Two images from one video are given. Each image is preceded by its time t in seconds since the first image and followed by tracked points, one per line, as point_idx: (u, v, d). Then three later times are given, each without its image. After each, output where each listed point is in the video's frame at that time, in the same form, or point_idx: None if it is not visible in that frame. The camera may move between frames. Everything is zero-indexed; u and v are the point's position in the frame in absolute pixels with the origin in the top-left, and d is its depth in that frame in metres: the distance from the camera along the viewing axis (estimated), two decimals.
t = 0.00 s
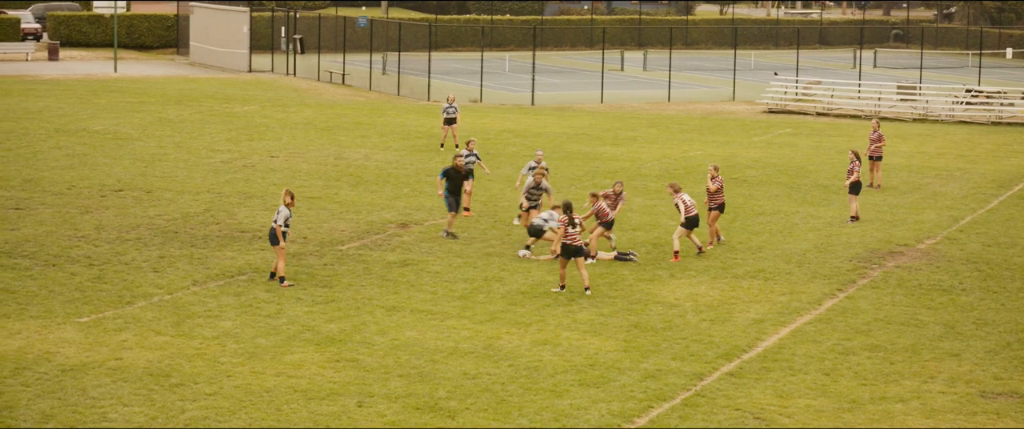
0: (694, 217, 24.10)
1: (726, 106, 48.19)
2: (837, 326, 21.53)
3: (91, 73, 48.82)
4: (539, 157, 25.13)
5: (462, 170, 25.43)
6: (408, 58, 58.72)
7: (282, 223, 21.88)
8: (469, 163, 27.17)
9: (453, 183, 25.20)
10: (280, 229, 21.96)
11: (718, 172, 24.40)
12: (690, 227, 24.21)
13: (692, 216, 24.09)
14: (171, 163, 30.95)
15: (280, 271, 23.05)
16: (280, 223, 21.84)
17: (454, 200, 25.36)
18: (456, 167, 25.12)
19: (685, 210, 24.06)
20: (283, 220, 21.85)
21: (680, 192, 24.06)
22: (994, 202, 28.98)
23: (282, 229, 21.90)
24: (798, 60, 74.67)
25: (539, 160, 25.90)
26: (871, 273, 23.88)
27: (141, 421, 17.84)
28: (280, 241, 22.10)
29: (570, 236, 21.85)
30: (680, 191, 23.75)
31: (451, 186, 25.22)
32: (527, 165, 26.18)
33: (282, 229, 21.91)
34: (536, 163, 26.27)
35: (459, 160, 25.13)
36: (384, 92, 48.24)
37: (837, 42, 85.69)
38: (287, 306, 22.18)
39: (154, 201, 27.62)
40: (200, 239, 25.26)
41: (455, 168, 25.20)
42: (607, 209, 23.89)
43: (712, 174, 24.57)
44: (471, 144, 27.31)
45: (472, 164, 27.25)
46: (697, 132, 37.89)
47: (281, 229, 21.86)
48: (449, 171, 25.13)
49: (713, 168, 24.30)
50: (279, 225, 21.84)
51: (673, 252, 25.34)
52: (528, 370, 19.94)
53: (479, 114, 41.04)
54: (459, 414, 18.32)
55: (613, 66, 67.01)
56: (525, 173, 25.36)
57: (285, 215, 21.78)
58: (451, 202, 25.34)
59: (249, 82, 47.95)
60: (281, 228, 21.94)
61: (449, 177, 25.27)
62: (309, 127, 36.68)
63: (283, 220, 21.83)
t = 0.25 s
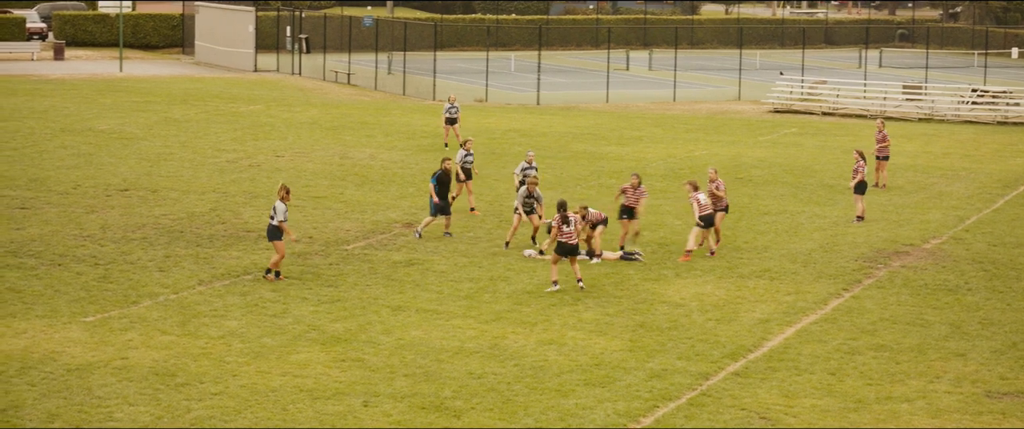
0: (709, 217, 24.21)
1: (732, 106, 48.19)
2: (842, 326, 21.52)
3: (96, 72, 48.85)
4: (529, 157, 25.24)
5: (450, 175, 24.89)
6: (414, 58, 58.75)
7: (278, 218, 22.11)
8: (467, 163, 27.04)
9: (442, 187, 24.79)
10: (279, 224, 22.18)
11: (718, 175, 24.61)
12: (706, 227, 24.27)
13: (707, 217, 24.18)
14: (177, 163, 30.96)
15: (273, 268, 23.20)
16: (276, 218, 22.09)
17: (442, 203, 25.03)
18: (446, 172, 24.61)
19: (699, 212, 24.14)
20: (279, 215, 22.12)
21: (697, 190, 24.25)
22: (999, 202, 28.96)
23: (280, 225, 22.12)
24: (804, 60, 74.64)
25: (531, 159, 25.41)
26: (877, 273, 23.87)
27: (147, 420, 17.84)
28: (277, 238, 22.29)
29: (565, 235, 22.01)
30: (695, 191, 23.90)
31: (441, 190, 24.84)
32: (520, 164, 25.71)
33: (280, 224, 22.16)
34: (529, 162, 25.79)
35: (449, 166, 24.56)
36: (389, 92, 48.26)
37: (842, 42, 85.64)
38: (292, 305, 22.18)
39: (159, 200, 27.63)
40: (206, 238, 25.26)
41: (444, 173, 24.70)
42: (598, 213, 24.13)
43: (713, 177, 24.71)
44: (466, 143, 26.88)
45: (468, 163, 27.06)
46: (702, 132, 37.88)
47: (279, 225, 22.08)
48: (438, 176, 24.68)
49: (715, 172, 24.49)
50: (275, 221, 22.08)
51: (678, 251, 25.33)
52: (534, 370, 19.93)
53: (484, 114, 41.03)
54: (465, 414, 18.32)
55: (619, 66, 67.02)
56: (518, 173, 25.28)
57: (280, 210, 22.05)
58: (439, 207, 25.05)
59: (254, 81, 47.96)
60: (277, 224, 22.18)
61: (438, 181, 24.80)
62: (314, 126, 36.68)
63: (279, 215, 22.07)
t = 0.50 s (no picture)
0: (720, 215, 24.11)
1: (737, 105, 48.19)
2: (847, 325, 21.51)
3: (102, 71, 48.91)
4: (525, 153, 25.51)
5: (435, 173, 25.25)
6: (420, 56, 58.77)
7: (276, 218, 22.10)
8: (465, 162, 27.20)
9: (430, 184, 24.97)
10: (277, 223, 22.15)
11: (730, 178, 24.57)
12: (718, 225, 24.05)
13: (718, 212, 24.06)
14: (183, 162, 30.97)
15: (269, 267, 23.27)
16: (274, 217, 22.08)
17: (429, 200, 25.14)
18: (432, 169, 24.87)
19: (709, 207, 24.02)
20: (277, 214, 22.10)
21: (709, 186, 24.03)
22: (1005, 202, 28.94)
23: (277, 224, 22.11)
24: (809, 59, 74.58)
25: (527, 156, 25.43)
26: (882, 273, 23.87)
27: (152, 419, 17.84)
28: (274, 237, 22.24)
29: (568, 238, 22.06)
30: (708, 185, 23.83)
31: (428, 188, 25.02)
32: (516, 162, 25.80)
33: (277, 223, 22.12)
34: (525, 159, 25.87)
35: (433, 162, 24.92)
36: (395, 91, 48.28)
37: (848, 41, 85.58)
38: (297, 304, 22.19)
39: (165, 199, 27.65)
40: (211, 237, 25.27)
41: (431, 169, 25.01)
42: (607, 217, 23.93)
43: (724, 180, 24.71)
44: (466, 141, 27.15)
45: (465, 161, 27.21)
46: (708, 131, 37.87)
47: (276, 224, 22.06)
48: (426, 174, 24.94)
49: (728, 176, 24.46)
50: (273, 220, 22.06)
51: (684, 251, 25.34)
52: (539, 369, 19.94)
53: (489, 113, 41.04)
54: (471, 413, 18.32)
55: (624, 65, 67.03)
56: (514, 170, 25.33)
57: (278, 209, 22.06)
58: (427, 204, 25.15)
59: (259, 80, 47.98)
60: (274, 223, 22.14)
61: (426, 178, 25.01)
62: (320, 125, 36.69)
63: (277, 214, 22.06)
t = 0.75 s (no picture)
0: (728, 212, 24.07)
1: (742, 104, 48.21)
2: (853, 324, 21.51)
3: (108, 71, 48.96)
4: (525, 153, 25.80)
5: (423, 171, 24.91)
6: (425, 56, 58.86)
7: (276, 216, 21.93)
8: (468, 159, 27.29)
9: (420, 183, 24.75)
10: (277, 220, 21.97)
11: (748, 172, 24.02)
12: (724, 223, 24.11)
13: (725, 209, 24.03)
14: (188, 161, 30.97)
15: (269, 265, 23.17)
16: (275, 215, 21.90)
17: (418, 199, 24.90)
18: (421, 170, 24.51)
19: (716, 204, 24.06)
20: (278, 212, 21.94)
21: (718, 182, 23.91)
22: (1011, 201, 28.92)
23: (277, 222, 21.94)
24: (815, 58, 74.53)
25: (527, 156, 25.75)
26: (888, 272, 23.86)
27: (158, 418, 17.85)
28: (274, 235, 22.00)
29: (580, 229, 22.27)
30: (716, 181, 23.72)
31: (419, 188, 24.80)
32: (516, 161, 26.16)
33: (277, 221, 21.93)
34: (525, 160, 26.18)
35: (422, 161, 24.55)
36: (401, 90, 48.33)
37: (854, 41, 85.51)
38: (303, 303, 22.19)
39: (171, 198, 27.65)
40: (217, 236, 25.28)
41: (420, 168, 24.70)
42: (616, 218, 23.87)
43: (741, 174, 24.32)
44: (469, 138, 27.27)
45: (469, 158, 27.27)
46: (713, 130, 37.84)
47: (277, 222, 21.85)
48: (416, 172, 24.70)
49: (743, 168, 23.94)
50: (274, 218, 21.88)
51: (689, 250, 25.33)
52: (545, 368, 19.94)
53: (494, 112, 41.03)
54: (476, 412, 18.32)
55: (630, 64, 67.06)
56: (513, 168, 25.62)
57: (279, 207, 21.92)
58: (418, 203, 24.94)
59: (264, 80, 47.99)
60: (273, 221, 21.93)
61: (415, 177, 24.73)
62: (325, 124, 36.68)
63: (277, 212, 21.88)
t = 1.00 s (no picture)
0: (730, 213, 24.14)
1: (742, 104, 48.24)
2: (853, 324, 21.51)
3: (108, 70, 48.99)
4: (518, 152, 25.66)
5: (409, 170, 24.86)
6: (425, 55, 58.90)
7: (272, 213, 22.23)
8: (467, 159, 27.28)
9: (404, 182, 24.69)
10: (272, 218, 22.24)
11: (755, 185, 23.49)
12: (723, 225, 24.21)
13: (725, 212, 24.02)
14: (188, 161, 30.97)
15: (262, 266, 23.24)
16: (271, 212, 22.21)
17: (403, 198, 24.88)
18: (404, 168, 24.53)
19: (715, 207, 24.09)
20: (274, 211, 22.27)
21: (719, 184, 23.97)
22: (1011, 201, 28.92)
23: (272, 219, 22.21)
24: (815, 58, 74.53)
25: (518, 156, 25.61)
26: (888, 272, 23.85)
27: (157, 418, 17.85)
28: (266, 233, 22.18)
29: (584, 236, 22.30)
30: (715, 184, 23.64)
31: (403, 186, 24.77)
32: (508, 159, 25.99)
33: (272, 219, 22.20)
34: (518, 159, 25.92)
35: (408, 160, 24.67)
36: (401, 90, 48.37)
37: (854, 41, 85.51)
38: (303, 303, 22.19)
39: (171, 198, 27.66)
40: (216, 236, 25.27)
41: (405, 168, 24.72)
42: (619, 216, 23.86)
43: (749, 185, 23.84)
44: (469, 137, 27.25)
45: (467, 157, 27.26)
46: (713, 130, 37.84)
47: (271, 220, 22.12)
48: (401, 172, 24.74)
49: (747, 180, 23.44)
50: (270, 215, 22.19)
51: (689, 250, 25.32)
52: (545, 368, 19.94)
53: (494, 112, 41.03)
54: (476, 412, 18.32)
55: (630, 64, 67.09)
56: (503, 168, 25.50)
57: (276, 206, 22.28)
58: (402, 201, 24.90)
59: (264, 79, 48.02)
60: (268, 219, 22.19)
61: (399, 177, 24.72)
62: (325, 124, 36.68)
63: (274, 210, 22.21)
